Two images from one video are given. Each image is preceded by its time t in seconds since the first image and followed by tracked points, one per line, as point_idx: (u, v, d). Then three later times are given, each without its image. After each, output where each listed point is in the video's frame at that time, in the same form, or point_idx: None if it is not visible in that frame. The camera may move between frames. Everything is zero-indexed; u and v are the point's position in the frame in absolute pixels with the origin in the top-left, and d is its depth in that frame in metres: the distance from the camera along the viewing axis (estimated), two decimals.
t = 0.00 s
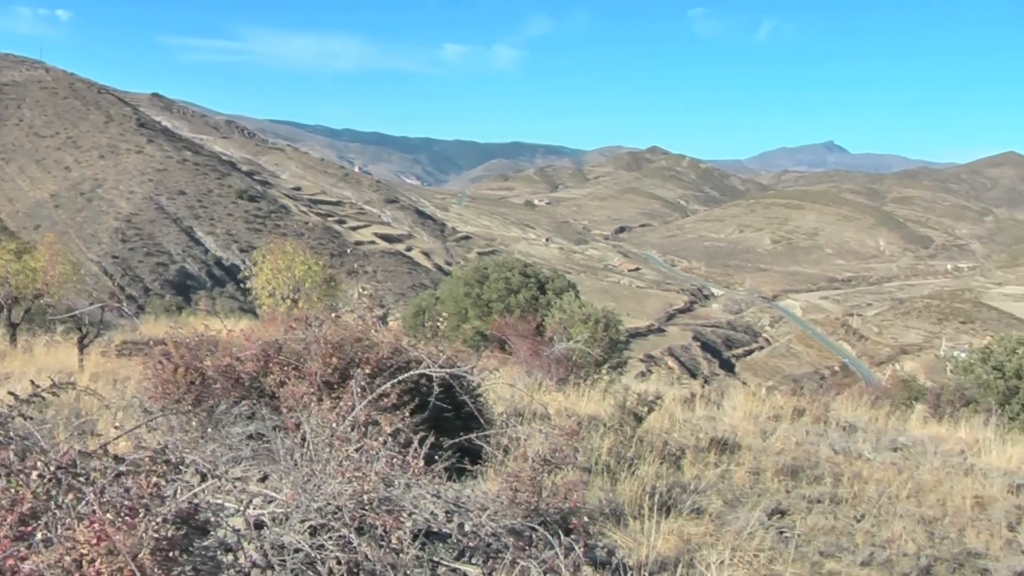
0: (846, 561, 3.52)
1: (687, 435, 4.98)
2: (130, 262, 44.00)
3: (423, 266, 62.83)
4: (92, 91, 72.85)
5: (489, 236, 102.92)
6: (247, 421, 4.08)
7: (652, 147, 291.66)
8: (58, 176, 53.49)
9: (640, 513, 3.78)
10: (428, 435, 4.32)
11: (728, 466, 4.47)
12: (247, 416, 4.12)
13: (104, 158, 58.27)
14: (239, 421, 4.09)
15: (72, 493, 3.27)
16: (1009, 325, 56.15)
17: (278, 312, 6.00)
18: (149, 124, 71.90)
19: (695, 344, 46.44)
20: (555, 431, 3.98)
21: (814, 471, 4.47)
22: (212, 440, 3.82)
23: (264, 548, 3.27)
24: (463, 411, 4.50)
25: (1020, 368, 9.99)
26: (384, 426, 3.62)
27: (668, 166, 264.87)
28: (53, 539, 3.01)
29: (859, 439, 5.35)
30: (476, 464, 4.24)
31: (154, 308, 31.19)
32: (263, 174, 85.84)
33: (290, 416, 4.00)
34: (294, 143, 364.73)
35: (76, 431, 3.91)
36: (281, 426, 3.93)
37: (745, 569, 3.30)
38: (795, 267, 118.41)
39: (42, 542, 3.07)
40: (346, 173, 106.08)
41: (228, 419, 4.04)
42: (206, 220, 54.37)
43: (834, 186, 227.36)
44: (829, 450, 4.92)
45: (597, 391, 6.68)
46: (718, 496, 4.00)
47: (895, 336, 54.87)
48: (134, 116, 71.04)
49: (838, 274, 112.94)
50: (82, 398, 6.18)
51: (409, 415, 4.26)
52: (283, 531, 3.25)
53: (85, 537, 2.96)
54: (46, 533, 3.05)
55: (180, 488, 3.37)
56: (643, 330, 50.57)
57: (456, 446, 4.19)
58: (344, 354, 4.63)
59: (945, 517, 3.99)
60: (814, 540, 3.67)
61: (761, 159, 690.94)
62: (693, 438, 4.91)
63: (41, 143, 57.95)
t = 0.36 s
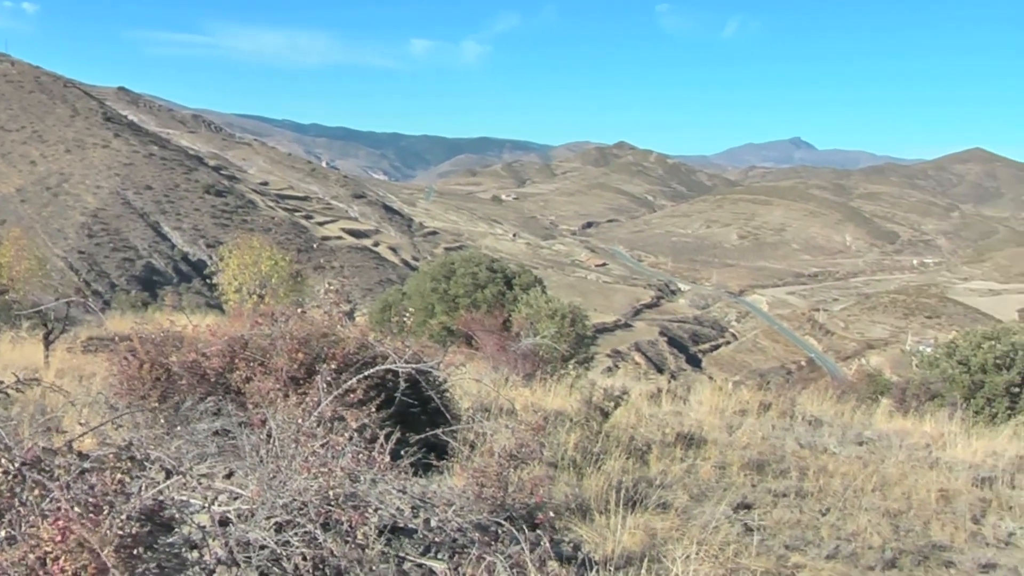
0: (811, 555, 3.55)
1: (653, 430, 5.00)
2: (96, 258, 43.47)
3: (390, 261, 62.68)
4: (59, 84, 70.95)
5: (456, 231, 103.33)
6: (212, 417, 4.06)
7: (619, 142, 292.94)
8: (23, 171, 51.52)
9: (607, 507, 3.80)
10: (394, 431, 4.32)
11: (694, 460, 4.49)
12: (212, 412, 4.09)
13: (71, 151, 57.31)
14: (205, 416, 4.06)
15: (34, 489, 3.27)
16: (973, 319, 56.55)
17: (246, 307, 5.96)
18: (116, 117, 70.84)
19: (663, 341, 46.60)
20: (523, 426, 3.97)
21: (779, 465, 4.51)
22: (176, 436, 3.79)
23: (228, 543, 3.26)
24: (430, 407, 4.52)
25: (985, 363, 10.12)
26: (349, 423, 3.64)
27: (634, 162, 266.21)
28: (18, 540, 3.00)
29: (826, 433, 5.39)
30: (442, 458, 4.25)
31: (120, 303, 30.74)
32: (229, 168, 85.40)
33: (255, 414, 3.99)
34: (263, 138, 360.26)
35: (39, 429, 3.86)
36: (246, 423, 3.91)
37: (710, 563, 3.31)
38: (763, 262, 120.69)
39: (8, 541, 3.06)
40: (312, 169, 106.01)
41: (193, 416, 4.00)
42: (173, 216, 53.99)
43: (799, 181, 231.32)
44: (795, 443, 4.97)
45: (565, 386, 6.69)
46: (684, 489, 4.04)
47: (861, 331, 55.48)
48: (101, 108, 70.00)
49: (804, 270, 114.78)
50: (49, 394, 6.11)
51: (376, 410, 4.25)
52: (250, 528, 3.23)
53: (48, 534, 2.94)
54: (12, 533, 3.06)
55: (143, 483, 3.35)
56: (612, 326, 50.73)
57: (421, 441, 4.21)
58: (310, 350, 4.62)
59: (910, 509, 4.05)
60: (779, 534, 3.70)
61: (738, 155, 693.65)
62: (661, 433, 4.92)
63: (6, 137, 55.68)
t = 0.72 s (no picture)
0: (779, 553, 3.58)
1: (622, 430, 5.01)
2: (64, 256, 42.26)
3: (360, 261, 62.63)
4: (27, 81, 69.56)
5: (425, 230, 103.55)
6: (182, 416, 4.02)
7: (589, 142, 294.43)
8: None
9: (576, 507, 3.81)
10: (363, 431, 4.33)
11: (662, 460, 4.51)
12: (181, 412, 4.05)
13: (39, 149, 56.25)
14: (173, 416, 4.02)
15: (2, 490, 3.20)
16: (939, 318, 62.57)
17: (214, 308, 5.92)
18: (85, 115, 69.76)
19: (632, 339, 46.89)
20: (490, 427, 3.99)
21: (748, 464, 4.53)
22: (145, 436, 3.74)
23: (197, 545, 3.20)
24: (398, 407, 4.53)
25: (952, 363, 10.19)
26: (318, 421, 3.62)
27: (604, 161, 267.72)
28: None
29: (794, 432, 5.43)
30: (410, 458, 4.26)
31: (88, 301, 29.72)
32: (198, 167, 84.76)
33: (225, 414, 3.96)
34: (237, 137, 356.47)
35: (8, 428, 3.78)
36: (215, 422, 3.88)
37: (679, 563, 3.30)
38: (732, 262, 122.63)
39: None
40: (281, 168, 105.82)
41: (162, 416, 3.96)
42: (142, 214, 53.31)
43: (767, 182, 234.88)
44: (763, 443, 5.00)
45: (533, 385, 6.72)
46: (653, 489, 4.05)
47: (831, 332, 59.74)
48: (69, 106, 68.91)
49: (773, 270, 116.54)
50: (17, 395, 6.02)
51: (344, 409, 4.24)
52: (218, 527, 3.19)
53: (16, 534, 2.88)
54: None
55: (112, 484, 3.29)
56: (579, 325, 50.97)
57: (389, 441, 4.21)
58: (279, 349, 4.60)
59: (878, 508, 4.09)
60: (749, 533, 3.71)
61: (716, 157, 696.67)
62: (630, 433, 4.94)
63: None
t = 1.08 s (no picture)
0: (756, 550, 3.59)
1: (597, 428, 5.03)
2: (39, 255, 41.81)
3: (336, 259, 62.67)
4: None
5: (401, 228, 103.76)
6: (156, 415, 4.01)
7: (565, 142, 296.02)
8: None
9: (553, 504, 3.81)
10: (339, 429, 4.32)
11: (639, 458, 4.52)
12: (158, 411, 4.02)
13: (14, 147, 55.75)
14: (149, 416, 3.99)
15: None
16: (914, 315, 66.92)
17: (190, 307, 5.88)
18: (59, 114, 69.20)
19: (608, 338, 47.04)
20: (466, 425, 4.00)
21: (724, 462, 4.55)
22: (121, 437, 3.71)
23: (173, 541, 3.14)
24: (375, 405, 4.53)
25: (927, 361, 10.51)
26: (294, 420, 3.60)
27: (580, 160, 268.91)
28: None
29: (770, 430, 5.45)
30: (387, 456, 4.26)
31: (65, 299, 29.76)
32: (174, 166, 84.45)
33: (202, 411, 3.92)
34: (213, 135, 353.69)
35: None
36: (192, 421, 3.85)
37: (656, 559, 3.31)
38: (708, 260, 123.96)
39: None
40: (255, 167, 106.07)
41: (139, 414, 3.92)
42: (117, 213, 53.07)
43: (743, 180, 237.10)
44: (739, 440, 5.03)
45: (509, 383, 6.75)
46: (629, 487, 4.06)
47: (806, 330, 61.98)
48: (44, 104, 68.36)
49: (748, 268, 117.87)
50: None
51: (320, 408, 4.23)
52: (194, 527, 3.15)
53: None
54: None
55: (88, 484, 3.24)
56: (555, 324, 51.15)
57: (368, 439, 4.20)
58: (255, 347, 4.56)
59: (853, 504, 4.11)
60: (724, 529, 3.73)
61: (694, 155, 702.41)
62: (605, 431, 4.95)
63: None
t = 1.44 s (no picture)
0: (731, 544, 3.61)
1: (574, 422, 5.04)
2: (14, 249, 41.37)
3: (312, 253, 62.62)
4: None
5: (378, 223, 103.87)
6: (132, 411, 3.99)
7: (543, 137, 296.93)
8: None
9: (528, 499, 3.84)
10: (314, 424, 4.31)
11: (616, 452, 4.55)
12: (134, 407, 4.00)
13: None
14: (125, 411, 3.97)
15: None
16: (889, 310, 67.95)
17: (165, 302, 5.84)
18: (36, 108, 68.80)
19: (584, 333, 47.03)
20: (442, 420, 4.02)
21: (699, 456, 4.58)
22: (96, 432, 3.71)
23: (149, 537, 3.11)
24: (351, 400, 4.53)
25: (903, 355, 10.68)
26: (269, 416, 3.60)
27: (557, 155, 269.07)
28: None
29: (747, 424, 5.49)
30: (363, 451, 4.27)
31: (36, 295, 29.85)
32: (150, 160, 84.11)
33: (178, 408, 3.92)
34: (190, 129, 350.21)
35: None
36: (168, 417, 3.84)
37: (631, 554, 3.33)
38: (686, 255, 124.92)
39: None
40: (232, 162, 105.85)
41: (115, 411, 3.91)
42: (93, 207, 52.90)
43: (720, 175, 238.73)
44: (715, 435, 5.05)
45: (485, 377, 6.76)
46: (605, 482, 4.08)
47: (783, 324, 62.45)
48: (20, 98, 67.96)
49: (724, 263, 118.60)
50: None
51: (296, 403, 4.21)
52: (170, 522, 3.12)
53: None
54: None
55: (61, 479, 3.19)
56: (532, 318, 51.23)
57: (344, 434, 4.20)
58: (231, 343, 4.54)
59: (828, 499, 4.14)
60: (701, 524, 3.74)
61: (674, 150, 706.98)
62: (582, 425, 4.96)
63: None
